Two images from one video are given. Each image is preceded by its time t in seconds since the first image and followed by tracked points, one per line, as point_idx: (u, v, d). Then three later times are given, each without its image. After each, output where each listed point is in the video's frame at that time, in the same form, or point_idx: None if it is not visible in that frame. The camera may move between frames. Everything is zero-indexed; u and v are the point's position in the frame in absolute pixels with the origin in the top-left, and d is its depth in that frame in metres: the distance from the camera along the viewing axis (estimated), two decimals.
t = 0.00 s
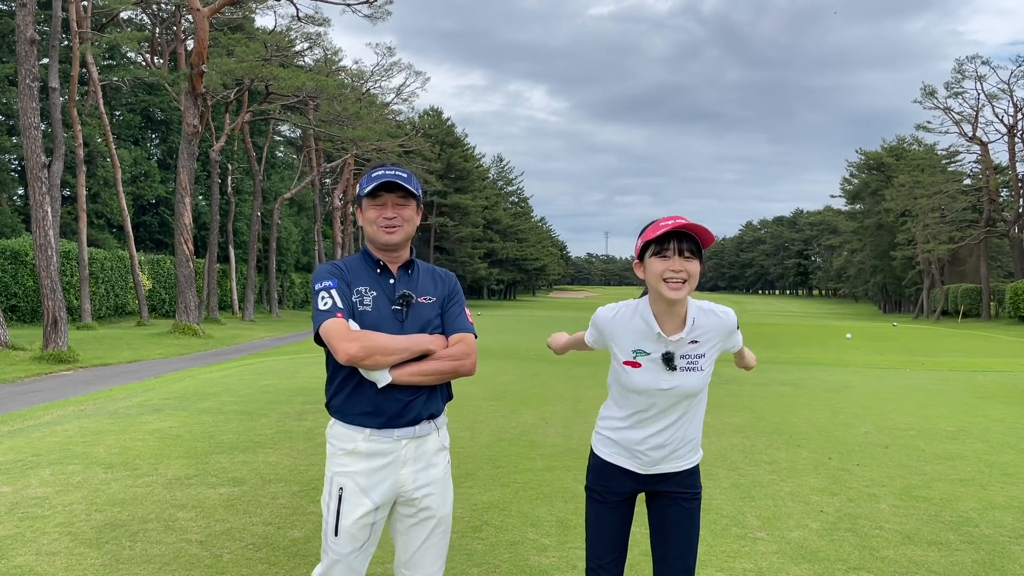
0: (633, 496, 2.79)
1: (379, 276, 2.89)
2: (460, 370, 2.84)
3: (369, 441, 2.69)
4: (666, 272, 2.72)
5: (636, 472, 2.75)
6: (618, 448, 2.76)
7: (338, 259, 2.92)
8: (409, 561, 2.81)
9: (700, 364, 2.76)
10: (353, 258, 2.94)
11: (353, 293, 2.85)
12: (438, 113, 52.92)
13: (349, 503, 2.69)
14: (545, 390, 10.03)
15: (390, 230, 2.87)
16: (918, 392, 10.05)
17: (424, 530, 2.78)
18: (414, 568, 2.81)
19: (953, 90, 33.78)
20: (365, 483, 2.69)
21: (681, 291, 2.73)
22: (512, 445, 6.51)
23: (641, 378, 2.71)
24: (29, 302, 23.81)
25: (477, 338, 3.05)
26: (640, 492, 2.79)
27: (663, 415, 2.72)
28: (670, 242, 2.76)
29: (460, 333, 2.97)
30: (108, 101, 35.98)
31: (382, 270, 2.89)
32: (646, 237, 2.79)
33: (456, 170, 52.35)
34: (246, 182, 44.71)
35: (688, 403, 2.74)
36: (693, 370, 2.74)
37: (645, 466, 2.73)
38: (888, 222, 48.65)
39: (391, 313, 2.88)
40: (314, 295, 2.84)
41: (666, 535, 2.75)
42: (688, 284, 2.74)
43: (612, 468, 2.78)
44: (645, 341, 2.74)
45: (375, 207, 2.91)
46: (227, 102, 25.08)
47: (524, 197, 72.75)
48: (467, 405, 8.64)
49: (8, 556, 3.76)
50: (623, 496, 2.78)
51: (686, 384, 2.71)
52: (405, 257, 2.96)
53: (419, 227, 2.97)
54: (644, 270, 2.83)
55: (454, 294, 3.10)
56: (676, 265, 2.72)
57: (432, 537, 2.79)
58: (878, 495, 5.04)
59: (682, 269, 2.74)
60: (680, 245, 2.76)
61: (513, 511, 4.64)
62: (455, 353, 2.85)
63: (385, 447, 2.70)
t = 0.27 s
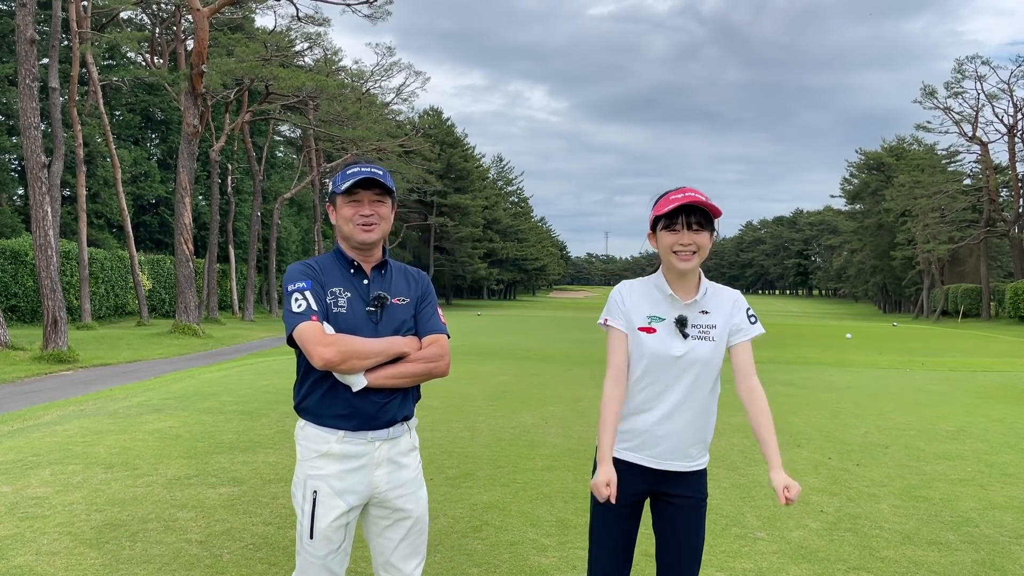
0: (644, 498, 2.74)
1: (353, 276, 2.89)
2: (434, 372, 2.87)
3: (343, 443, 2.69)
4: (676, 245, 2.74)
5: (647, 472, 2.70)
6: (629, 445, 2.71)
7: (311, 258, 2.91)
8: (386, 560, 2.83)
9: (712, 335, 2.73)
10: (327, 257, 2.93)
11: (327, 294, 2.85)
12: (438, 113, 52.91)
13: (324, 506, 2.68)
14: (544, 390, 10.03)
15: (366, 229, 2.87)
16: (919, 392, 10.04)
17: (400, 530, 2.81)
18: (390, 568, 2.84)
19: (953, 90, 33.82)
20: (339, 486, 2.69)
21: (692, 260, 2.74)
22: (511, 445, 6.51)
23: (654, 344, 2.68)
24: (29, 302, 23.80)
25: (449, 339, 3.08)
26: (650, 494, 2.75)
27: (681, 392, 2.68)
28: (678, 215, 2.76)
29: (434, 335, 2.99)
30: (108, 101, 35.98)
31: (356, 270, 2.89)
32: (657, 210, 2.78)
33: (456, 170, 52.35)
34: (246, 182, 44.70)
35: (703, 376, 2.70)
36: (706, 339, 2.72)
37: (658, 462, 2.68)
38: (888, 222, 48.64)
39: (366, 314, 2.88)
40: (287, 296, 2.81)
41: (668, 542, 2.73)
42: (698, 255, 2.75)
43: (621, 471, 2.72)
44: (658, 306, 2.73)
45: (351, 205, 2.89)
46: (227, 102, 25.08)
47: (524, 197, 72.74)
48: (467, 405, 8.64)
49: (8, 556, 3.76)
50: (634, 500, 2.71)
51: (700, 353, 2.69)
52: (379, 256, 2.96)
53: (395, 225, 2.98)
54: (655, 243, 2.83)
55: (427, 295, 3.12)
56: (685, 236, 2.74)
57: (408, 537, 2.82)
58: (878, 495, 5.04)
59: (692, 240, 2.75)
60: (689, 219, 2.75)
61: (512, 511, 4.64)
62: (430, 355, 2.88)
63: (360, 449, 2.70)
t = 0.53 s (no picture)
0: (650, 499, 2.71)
1: (336, 276, 2.89)
2: (418, 373, 2.93)
3: (331, 445, 2.68)
4: (667, 244, 2.79)
5: (651, 472, 2.67)
6: (636, 438, 2.68)
7: (293, 258, 2.89)
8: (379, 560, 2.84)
9: (711, 319, 2.73)
10: (309, 255, 2.91)
11: (314, 295, 2.83)
12: (438, 113, 52.90)
13: (315, 508, 2.68)
14: (544, 390, 10.04)
15: (344, 229, 2.88)
16: (919, 392, 10.04)
17: (390, 529, 2.83)
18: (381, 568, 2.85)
19: (953, 90, 33.84)
20: (329, 488, 2.68)
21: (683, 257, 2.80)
22: (511, 445, 6.52)
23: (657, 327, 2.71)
24: (29, 302, 23.80)
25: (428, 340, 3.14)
26: (653, 497, 2.72)
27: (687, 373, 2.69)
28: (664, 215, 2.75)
29: (414, 337, 3.05)
30: (108, 101, 35.99)
31: (339, 269, 2.89)
32: (649, 208, 2.77)
33: (456, 170, 52.34)
34: (245, 182, 44.70)
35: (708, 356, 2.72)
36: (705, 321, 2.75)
37: (664, 453, 2.65)
38: (888, 222, 48.63)
39: (350, 316, 2.90)
40: (274, 295, 2.78)
41: (672, 543, 2.70)
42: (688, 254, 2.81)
43: (625, 470, 2.70)
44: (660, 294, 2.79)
45: (328, 205, 2.90)
46: (227, 102, 25.07)
47: (524, 197, 72.73)
48: (466, 405, 8.64)
49: (8, 556, 3.76)
50: (635, 500, 2.69)
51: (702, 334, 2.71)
52: (360, 256, 2.98)
53: (374, 224, 3.00)
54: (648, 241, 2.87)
55: (405, 295, 3.17)
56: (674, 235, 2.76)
57: (398, 535, 2.84)
58: (878, 495, 5.04)
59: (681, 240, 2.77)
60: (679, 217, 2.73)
61: (512, 511, 4.64)
62: (414, 356, 2.94)
63: (348, 449, 2.70)
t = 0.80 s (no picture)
0: (650, 502, 2.71)
1: (331, 275, 2.91)
2: (417, 370, 2.89)
3: (327, 446, 2.68)
4: (660, 249, 2.79)
5: (651, 476, 2.68)
6: (636, 442, 2.67)
7: (287, 258, 2.91)
8: (374, 562, 2.84)
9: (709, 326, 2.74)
10: (303, 255, 2.93)
11: (307, 293, 2.84)
12: (438, 113, 52.91)
13: (310, 509, 2.68)
14: (544, 390, 10.03)
15: (336, 230, 2.90)
16: (919, 392, 10.04)
17: (386, 531, 2.82)
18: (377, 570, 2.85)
19: (952, 90, 33.87)
20: (325, 489, 2.68)
21: (676, 263, 2.78)
22: (511, 445, 6.52)
23: (652, 334, 2.70)
24: (29, 302, 23.80)
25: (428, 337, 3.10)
26: (653, 500, 2.72)
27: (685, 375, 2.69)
28: (657, 222, 2.80)
29: (413, 333, 3.01)
30: (108, 101, 35.99)
31: (333, 268, 2.90)
32: (641, 216, 2.83)
33: (456, 170, 52.35)
34: (245, 182, 44.70)
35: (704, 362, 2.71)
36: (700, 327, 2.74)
37: (662, 457, 2.65)
38: (888, 222, 48.64)
39: (345, 313, 2.90)
40: (266, 295, 2.80)
41: (669, 545, 2.70)
42: (683, 258, 2.79)
43: (623, 473, 2.70)
44: (654, 300, 2.78)
45: (321, 207, 2.92)
46: (227, 102, 25.07)
47: (524, 197, 72.75)
48: (466, 405, 8.64)
49: (8, 556, 3.76)
50: (634, 503, 2.69)
51: (696, 341, 2.71)
52: (355, 256, 2.98)
53: (368, 225, 3.01)
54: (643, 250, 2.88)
55: (404, 294, 3.15)
56: (668, 240, 2.78)
57: (395, 538, 2.84)
58: (878, 494, 5.04)
59: (674, 244, 2.78)
60: (670, 224, 2.78)
61: (512, 511, 4.64)
62: (412, 353, 2.89)
63: (344, 452, 2.70)
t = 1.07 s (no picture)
0: (646, 501, 2.71)
1: (341, 275, 2.93)
2: (426, 367, 2.85)
3: (334, 444, 2.69)
4: (646, 241, 2.84)
5: (648, 475, 2.68)
6: (630, 446, 2.69)
7: (299, 259, 2.95)
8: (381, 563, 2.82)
9: (708, 331, 2.74)
10: (315, 257, 2.97)
11: (315, 292, 2.88)
12: (438, 113, 52.91)
13: (316, 507, 2.69)
14: (544, 390, 10.03)
15: (350, 231, 2.91)
16: (919, 392, 10.04)
17: (394, 532, 2.80)
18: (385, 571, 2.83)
19: (953, 90, 33.87)
20: (331, 487, 2.69)
21: (660, 252, 2.81)
22: (511, 445, 6.51)
23: (647, 339, 2.72)
24: (29, 302, 23.79)
25: (443, 334, 3.06)
26: (650, 499, 2.72)
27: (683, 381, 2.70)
28: (642, 216, 2.87)
29: (425, 331, 2.98)
30: (108, 101, 35.97)
31: (344, 268, 2.92)
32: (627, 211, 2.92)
33: (456, 170, 52.36)
34: (245, 182, 44.68)
35: (699, 366, 2.72)
36: (699, 333, 2.73)
37: (656, 459, 2.66)
38: (889, 222, 48.63)
39: (354, 311, 2.91)
40: (275, 294, 2.86)
41: (667, 546, 2.70)
42: (668, 249, 2.81)
43: (619, 473, 2.71)
44: (649, 303, 2.78)
45: (335, 209, 2.93)
46: (227, 102, 25.06)
47: (524, 197, 72.74)
48: (466, 405, 8.64)
49: (8, 556, 3.76)
50: (632, 502, 2.69)
51: (693, 345, 2.71)
52: (368, 255, 2.99)
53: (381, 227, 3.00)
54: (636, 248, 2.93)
55: (419, 292, 3.13)
56: (650, 232, 2.82)
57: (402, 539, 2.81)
58: (878, 495, 5.04)
59: (658, 235, 2.81)
60: (653, 216, 2.83)
61: (512, 511, 4.64)
62: (421, 350, 2.86)
63: (352, 449, 2.70)
